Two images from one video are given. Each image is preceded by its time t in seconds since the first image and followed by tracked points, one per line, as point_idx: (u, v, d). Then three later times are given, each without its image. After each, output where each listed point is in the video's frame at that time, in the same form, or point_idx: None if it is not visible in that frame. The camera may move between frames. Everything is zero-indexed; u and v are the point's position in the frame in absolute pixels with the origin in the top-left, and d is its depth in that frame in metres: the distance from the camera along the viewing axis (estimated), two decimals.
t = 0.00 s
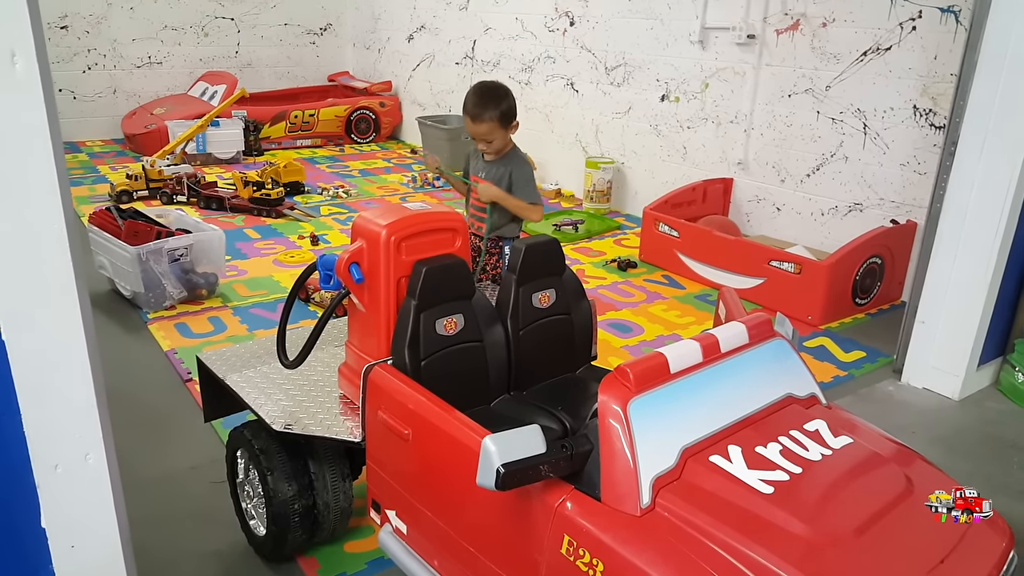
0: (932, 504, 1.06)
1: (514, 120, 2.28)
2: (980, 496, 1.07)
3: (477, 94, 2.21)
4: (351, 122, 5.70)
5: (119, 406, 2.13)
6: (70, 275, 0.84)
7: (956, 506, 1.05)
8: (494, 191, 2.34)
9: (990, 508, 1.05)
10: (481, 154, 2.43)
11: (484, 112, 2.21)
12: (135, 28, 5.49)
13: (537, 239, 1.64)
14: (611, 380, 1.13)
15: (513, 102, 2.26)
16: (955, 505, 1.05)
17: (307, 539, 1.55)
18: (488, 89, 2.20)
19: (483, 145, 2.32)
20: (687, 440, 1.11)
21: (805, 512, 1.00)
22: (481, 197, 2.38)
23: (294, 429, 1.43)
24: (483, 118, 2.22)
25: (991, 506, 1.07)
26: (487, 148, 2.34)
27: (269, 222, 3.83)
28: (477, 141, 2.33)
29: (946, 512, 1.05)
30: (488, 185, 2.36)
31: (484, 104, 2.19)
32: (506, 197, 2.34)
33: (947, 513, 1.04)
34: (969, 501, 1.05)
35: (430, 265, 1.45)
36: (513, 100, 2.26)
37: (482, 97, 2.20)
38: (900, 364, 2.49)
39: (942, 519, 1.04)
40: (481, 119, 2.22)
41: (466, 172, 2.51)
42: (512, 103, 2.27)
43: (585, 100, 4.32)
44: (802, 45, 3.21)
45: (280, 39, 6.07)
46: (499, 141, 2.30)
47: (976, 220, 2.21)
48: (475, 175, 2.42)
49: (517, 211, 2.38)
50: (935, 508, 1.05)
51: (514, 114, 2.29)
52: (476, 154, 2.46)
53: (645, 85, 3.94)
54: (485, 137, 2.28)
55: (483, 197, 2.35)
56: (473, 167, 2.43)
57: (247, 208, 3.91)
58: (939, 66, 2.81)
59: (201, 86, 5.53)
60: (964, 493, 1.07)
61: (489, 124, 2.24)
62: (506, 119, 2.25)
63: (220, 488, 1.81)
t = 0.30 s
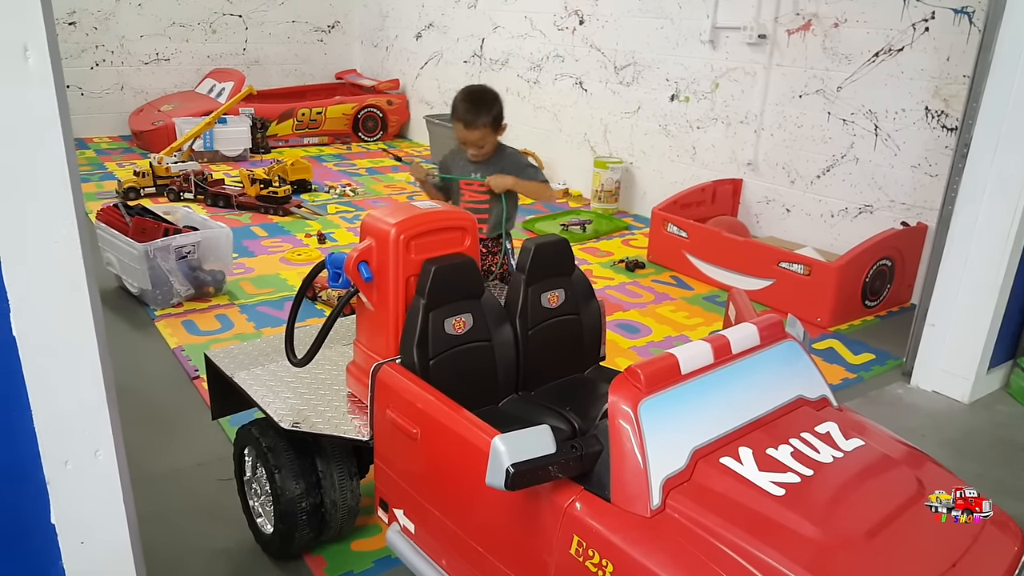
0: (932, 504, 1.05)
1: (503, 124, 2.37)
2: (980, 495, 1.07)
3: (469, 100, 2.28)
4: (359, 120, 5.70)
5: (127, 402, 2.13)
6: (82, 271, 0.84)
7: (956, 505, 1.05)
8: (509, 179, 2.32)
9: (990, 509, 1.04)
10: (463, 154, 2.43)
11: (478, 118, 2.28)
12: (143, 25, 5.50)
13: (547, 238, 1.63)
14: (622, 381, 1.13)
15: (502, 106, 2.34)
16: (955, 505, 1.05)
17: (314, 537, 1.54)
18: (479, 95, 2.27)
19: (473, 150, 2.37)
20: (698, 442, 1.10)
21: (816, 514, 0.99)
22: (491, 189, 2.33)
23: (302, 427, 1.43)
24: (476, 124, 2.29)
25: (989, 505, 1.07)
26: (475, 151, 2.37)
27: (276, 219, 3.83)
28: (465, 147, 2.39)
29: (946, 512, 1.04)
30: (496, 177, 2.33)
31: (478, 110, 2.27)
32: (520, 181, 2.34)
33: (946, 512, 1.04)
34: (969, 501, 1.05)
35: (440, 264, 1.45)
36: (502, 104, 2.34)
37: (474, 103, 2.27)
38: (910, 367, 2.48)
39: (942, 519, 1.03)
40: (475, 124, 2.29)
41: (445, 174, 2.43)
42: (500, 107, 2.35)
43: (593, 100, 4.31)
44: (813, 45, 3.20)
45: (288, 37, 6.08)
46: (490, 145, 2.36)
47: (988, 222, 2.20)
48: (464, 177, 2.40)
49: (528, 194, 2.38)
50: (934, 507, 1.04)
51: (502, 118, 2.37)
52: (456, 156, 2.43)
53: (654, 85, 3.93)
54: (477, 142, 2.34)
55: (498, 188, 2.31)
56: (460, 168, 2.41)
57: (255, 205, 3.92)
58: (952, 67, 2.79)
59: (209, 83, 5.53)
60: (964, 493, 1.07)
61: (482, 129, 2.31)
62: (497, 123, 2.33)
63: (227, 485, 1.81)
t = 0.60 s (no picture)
0: (932, 504, 1.04)
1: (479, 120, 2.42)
2: (980, 495, 1.07)
3: (446, 100, 2.30)
4: (368, 120, 5.71)
5: (138, 401, 2.14)
6: (94, 271, 0.85)
7: (957, 506, 1.04)
8: (489, 180, 2.42)
9: (989, 509, 1.04)
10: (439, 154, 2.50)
11: (459, 118, 2.32)
12: (154, 25, 5.53)
13: (555, 238, 1.63)
14: (631, 381, 1.13)
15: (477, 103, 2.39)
16: (955, 505, 1.04)
17: (323, 535, 1.55)
18: (457, 94, 2.30)
19: (451, 150, 2.41)
20: (708, 443, 1.10)
21: (826, 516, 0.99)
22: (472, 188, 2.44)
23: (311, 425, 1.43)
24: (458, 123, 2.33)
25: (990, 506, 1.06)
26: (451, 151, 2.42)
27: (286, 219, 3.85)
28: (442, 147, 2.42)
29: (946, 512, 1.03)
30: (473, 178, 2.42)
31: (459, 109, 2.30)
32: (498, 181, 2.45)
33: (946, 512, 1.03)
34: (969, 501, 1.05)
35: (449, 264, 1.45)
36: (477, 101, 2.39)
37: (451, 103, 2.30)
38: (920, 369, 2.47)
39: (943, 519, 1.03)
40: (456, 122, 2.33)
41: (423, 176, 2.51)
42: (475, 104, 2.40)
43: (602, 99, 4.31)
44: (823, 45, 3.19)
45: (297, 37, 6.09)
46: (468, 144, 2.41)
47: (1000, 224, 2.18)
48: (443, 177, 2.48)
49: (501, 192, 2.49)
50: (934, 507, 1.04)
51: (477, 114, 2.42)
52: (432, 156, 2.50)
53: (663, 84, 3.93)
54: (458, 140, 2.37)
55: (478, 188, 2.41)
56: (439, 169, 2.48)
57: (264, 204, 3.93)
58: (964, 67, 2.78)
59: (219, 83, 5.55)
60: (964, 493, 1.07)
61: (464, 127, 2.35)
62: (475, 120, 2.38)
63: (237, 483, 1.82)
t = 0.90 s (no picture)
0: (932, 503, 1.02)
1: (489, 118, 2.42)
2: (980, 496, 1.05)
3: (460, 94, 2.28)
4: (378, 119, 5.72)
5: (149, 397, 2.15)
6: (107, 267, 0.85)
7: (957, 505, 1.03)
8: (482, 178, 2.46)
9: (989, 509, 1.02)
10: (443, 150, 2.51)
11: (473, 112, 2.32)
12: (165, 24, 5.55)
13: (565, 237, 1.63)
14: (641, 380, 1.12)
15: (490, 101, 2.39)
16: (955, 505, 1.02)
17: (333, 532, 1.55)
18: (474, 89, 2.29)
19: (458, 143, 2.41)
20: (718, 443, 1.09)
21: (837, 517, 0.98)
22: (467, 185, 2.47)
23: (321, 423, 1.44)
24: (472, 117, 2.32)
25: (991, 507, 1.05)
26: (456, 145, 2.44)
27: (296, 217, 3.86)
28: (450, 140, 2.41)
29: (946, 512, 1.02)
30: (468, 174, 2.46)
31: (474, 104, 2.30)
32: (492, 180, 2.49)
33: (946, 513, 1.01)
34: (969, 500, 1.03)
35: (458, 262, 1.45)
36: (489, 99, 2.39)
37: (466, 97, 2.29)
38: (933, 369, 2.45)
39: (942, 519, 1.01)
40: (467, 117, 2.32)
41: (425, 170, 2.52)
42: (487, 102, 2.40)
43: (612, 98, 4.30)
44: (836, 43, 3.17)
45: (307, 36, 6.11)
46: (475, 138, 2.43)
47: (1015, 224, 2.16)
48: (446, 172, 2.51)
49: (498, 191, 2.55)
50: (934, 507, 1.02)
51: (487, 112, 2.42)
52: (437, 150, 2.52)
53: (674, 83, 3.91)
54: (466, 134, 2.38)
55: (472, 184, 2.45)
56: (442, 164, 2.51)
57: (275, 203, 3.95)
58: (978, 65, 2.75)
59: (230, 82, 5.57)
60: (964, 492, 1.05)
61: (473, 122, 2.35)
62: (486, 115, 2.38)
63: (247, 479, 1.82)
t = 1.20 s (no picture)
0: (931, 503, 1.01)
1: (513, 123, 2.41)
2: (980, 496, 1.04)
3: (489, 93, 2.28)
4: (391, 117, 5.72)
5: (164, 392, 2.17)
6: (124, 263, 0.85)
7: (956, 505, 1.01)
8: (466, 180, 2.44)
9: (990, 510, 1.01)
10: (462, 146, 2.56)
11: (500, 110, 2.30)
12: (181, 23, 5.58)
13: (578, 235, 1.63)
14: (654, 378, 1.12)
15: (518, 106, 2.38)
16: (955, 505, 1.01)
17: (346, 527, 1.56)
18: (505, 89, 2.29)
19: (480, 139, 2.39)
20: (732, 441, 1.09)
21: (851, 517, 0.97)
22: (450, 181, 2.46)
23: (335, 419, 1.45)
24: (499, 115, 2.31)
25: (990, 507, 1.03)
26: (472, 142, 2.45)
27: (310, 215, 3.87)
28: (473, 135, 2.39)
29: (946, 512, 1.00)
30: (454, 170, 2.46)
31: (502, 103, 2.29)
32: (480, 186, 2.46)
33: (946, 512, 1.00)
34: (969, 500, 1.01)
35: (471, 260, 1.45)
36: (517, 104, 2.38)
37: (495, 96, 2.28)
38: (949, 369, 2.43)
39: (942, 519, 0.99)
40: (487, 118, 2.32)
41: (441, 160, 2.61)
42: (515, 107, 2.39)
43: (626, 95, 4.29)
44: (851, 40, 3.15)
45: (321, 34, 6.13)
46: (496, 139, 2.41)
47: None
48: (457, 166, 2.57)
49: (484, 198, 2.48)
50: (934, 507, 1.00)
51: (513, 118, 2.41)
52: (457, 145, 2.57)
53: (688, 80, 3.90)
54: (484, 133, 2.37)
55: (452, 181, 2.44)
56: (455, 158, 2.57)
57: (289, 200, 3.97)
58: (997, 62, 2.72)
59: (245, 80, 5.60)
60: (964, 492, 1.03)
61: (497, 122, 2.34)
62: (509, 122, 2.36)
63: (260, 475, 1.83)
